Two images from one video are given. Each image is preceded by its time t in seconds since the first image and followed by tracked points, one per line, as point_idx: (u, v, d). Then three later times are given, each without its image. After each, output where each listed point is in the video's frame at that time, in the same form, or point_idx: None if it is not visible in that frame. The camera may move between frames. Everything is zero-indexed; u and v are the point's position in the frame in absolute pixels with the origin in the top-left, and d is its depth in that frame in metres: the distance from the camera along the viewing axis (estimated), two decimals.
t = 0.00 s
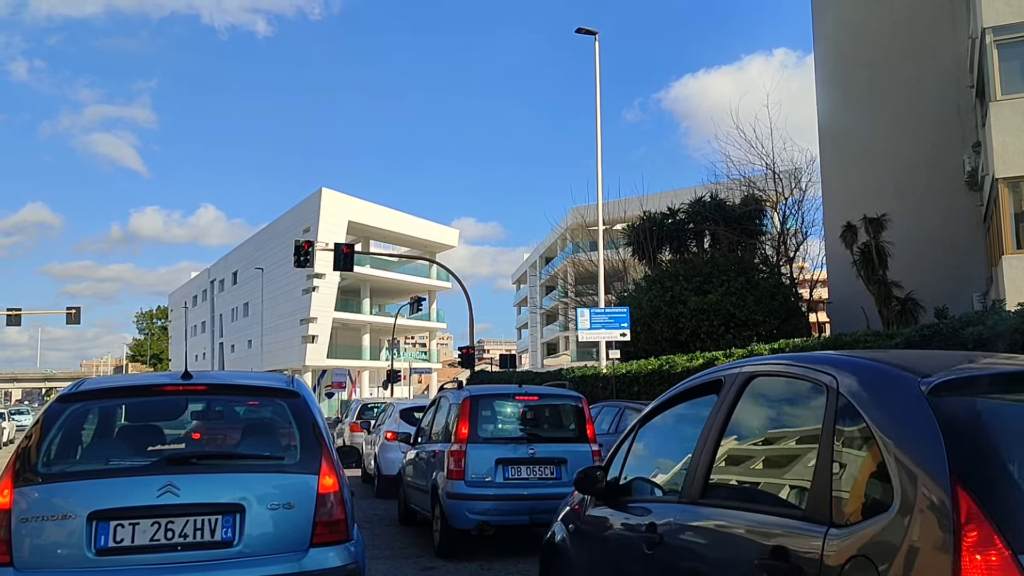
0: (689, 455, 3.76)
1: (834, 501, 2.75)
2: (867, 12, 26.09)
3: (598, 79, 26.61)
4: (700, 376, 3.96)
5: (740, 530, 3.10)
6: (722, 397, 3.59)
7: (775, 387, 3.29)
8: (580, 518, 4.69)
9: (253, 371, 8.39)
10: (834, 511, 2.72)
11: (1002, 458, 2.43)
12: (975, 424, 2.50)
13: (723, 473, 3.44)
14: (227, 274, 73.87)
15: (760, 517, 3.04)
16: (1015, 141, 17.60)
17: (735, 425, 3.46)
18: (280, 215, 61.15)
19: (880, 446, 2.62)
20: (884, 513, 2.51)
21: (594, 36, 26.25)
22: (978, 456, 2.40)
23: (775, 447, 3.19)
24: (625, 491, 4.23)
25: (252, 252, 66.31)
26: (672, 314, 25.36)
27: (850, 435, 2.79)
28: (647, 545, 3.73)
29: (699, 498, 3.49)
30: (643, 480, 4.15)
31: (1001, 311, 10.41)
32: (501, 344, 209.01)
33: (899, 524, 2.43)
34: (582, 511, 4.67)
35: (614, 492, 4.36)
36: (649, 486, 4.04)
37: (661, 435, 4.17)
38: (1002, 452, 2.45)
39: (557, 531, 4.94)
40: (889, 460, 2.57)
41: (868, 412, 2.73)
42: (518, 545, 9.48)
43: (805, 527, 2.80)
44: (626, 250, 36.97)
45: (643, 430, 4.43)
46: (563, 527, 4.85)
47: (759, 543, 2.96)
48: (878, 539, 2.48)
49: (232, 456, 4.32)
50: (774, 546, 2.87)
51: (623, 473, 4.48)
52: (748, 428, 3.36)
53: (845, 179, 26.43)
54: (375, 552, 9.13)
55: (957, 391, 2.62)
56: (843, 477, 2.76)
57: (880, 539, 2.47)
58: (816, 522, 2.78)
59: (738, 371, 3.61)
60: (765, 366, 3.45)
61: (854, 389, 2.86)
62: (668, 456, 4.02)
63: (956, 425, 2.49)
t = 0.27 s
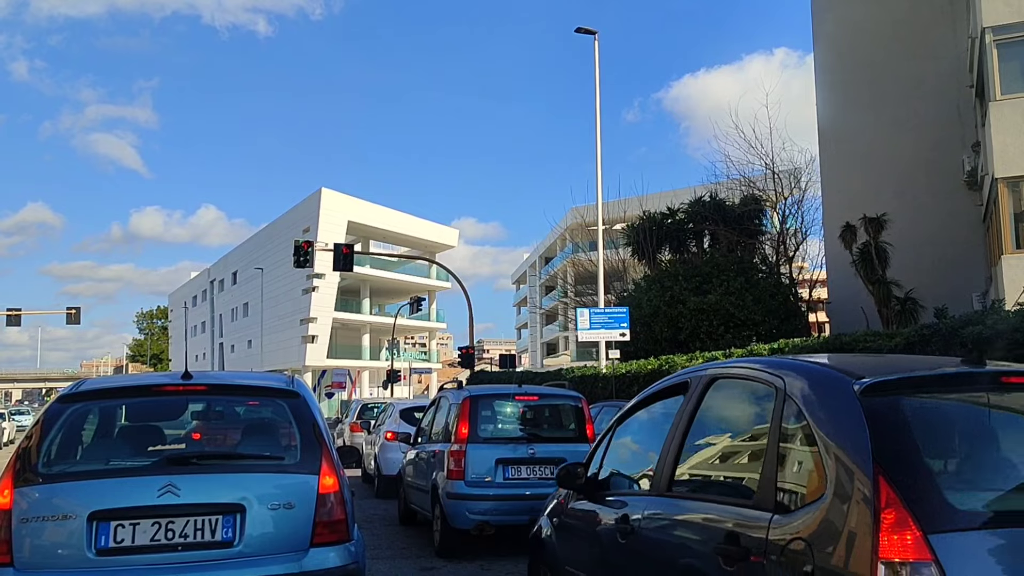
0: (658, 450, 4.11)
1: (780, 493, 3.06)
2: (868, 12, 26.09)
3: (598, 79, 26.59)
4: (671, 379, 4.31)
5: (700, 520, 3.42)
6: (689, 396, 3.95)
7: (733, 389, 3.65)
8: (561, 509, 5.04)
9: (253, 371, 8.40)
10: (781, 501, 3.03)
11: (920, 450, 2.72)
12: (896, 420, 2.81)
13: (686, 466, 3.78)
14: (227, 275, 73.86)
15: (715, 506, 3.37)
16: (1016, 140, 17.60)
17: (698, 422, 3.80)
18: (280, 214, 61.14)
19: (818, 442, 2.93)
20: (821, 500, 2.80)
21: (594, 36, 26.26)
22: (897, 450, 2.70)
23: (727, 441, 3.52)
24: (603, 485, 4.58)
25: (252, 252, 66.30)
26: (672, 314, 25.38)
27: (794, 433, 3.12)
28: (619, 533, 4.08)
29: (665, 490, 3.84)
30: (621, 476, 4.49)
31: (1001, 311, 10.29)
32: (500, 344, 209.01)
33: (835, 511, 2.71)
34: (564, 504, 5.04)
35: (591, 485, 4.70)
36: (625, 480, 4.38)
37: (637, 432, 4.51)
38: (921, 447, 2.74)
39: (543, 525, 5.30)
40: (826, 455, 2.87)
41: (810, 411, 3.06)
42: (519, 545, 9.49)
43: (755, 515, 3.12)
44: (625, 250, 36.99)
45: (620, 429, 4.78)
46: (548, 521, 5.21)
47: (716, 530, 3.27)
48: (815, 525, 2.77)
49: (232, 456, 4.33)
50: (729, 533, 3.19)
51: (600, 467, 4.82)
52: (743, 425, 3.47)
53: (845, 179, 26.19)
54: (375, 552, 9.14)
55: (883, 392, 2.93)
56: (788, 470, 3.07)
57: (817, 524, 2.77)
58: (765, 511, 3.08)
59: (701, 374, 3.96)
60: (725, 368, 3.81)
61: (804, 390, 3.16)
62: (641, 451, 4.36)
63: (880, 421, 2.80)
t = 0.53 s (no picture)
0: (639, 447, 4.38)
1: (746, 486, 3.28)
2: (868, 12, 26.10)
3: (598, 78, 26.57)
4: (654, 379, 4.56)
5: (675, 515, 3.65)
6: (665, 400, 4.23)
7: (705, 389, 3.91)
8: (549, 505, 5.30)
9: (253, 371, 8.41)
10: (746, 494, 3.26)
11: (873, 448, 2.93)
12: (849, 420, 3.04)
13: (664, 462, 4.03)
14: (227, 274, 73.85)
15: (689, 500, 3.61)
16: (1016, 140, 17.60)
17: (675, 421, 4.06)
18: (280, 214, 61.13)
19: (781, 439, 3.15)
20: (782, 493, 3.02)
21: (594, 36, 26.24)
22: (849, 446, 2.93)
23: (700, 439, 3.76)
24: (588, 482, 4.83)
25: (252, 251, 66.29)
26: (671, 314, 25.37)
27: (759, 432, 3.35)
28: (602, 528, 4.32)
29: (644, 485, 4.10)
30: (605, 472, 4.73)
31: (1002, 311, 10.21)
32: (500, 344, 209.05)
33: (797, 503, 2.92)
34: (552, 499, 5.27)
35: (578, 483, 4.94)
36: (608, 476, 4.63)
37: (623, 430, 4.75)
38: (873, 445, 2.95)
39: (534, 521, 5.53)
40: (788, 453, 3.08)
41: (774, 411, 3.28)
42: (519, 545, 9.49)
43: (723, 508, 3.35)
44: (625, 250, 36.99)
45: (605, 427, 5.04)
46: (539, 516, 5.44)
47: (690, 524, 3.50)
48: (778, 517, 2.98)
49: (232, 456, 4.33)
50: (701, 525, 3.42)
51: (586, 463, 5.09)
52: (732, 422, 3.59)
53: (845, 179, 26.20)
54: (375, 552, 9.13)
55: (839, 392, 3.17)
56: (754, 466, 3.29)
57: (780, 517, 2.97)
58: (733, 504, 3.31)
59: (679, 376, 4.24)
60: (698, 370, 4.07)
61: (773, 392, 3.37)
62: (626, 448, 4.57)
63: (835, 421, 3.03)
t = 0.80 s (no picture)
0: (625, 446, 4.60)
1: (720, 481, 3.52)
2: (869, 12, 26.09)
3: (599, 78, 26.55)
4: (640, 380, 4.76)
5: (656, 509, 3.89)
6: (650, 400, 4.44)
7: (685, 390, 4.14)
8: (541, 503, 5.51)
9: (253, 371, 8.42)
10: (721, 489, 3.49)
11: (836, 447, 3.14)
12: (818, 422, 3.23)
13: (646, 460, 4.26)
14: (227, 275, 73.85)
15: (677, 498, 3.76)
16: (1015, 140, 17.60)
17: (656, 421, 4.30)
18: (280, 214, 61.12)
19: (754, 440, 3.37)
20: (754, 488, 3.24)
21: (594, 36, 26.20)
22: (814, 446, 3.13)
23: (693, 438, 3.86)
24: (577, 478, 5.04)
25: (252, 252, 66.30)
26: (672, 314, 25.37)
27: (734, 431, 3.56)
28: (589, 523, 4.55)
29: (628, 482, 4.34)
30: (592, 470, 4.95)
31: (1002, 311, 10.17)
32: (500, 344, 209.17)
33: (769, 499, 3.11)
34: (544, 498, 5.48)
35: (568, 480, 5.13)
36: (596, 472, 4.85)
37: (616, 428, 4.86)
38: (837, 445, 3.15)
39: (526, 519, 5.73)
40: (760, 452, 3.30)
41: (748, 413, 3.49)
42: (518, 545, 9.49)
43: (700, 502, 3.57)
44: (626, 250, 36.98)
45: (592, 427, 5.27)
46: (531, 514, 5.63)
47: (670, 517, 3.73)
48: (750, 511, 3.19)
49: (232, 456, 4.33)
50: (680, 519, 3.66)
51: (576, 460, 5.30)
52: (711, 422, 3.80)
53: (844, 179, 26.20)
54: (375, 552, 9.14)
55: (807, 394, 3.38)
56: (732, 464, 3.49)
57: (752, 511, 3.18)
58: (708, 498, 3.54)
59: (662, 378, 4.47)
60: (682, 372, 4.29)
61: (749, 394, 3.57)
62: (620, 446, 4.69)
63: (803, 421, 3.24)
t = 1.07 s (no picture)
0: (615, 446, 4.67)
1: (705, 478, 3.58)
2: (868, 11, 26.09)
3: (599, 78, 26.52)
4: (632, 381, 4.84)
5: (643, 505, 3.97)
6: (641, 399, 4.54)
7: (674, 390, 4.20)
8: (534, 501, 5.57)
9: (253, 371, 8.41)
10: (705, 486, 3.55)
11: (816, 445, 3.21)
12: (801, 422, 3.29)
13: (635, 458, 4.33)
14: (227, 275, 73.83)
15: (678, 496, 3.72)
16: (1015, 140, 17.60)
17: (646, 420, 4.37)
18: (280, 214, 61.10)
19: (737, 439, 3.43)
20: (737, 484, 3.30)
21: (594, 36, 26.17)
22: (795, 444, 3.19)
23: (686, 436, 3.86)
24: (570, 476, 5.10)
25: (252, 252, 66.30)
26: (672, 314, 25.35)
27: (718, 431, 3.62)
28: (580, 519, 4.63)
29: (619, 479, 4.41)
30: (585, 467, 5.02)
31: (1002, 311, 10.16)
32: (500, 345, 209.32)
33: (751, 495, 3.17)
34: (538, 495, 5.54)
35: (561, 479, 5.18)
36: (589, 470, 4.91)
37: (611, 426, 4.88)
38: (819, 442, 3.22)
39: (521, 516, 5.79)
40: (743, 450, 3.36)
41: (732, 413, 3.54)
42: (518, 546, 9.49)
43: (686, 498, 3.64)
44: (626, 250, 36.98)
45: (586, 425, 5.33)
46: (525, 512, 5.69)
47: (656, 513, 3.81)
48: (733, 508, 3.25)
49: (232, 456, 4.33)
50: (666, 515, 3.73)
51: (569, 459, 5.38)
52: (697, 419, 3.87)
53: (844, 179, 26.20)
54: (375, 552, 9.14)
55: (789, 394, 3.44)
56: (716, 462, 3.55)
57: (735, 508, 3.24)
58: (693, 494, 3.61)
59: (653, 378, 4.54)
60: (672, 371, 4.39)
61: (734, 394, 3.63)
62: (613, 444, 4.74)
63: (785, 421, 3.29)
